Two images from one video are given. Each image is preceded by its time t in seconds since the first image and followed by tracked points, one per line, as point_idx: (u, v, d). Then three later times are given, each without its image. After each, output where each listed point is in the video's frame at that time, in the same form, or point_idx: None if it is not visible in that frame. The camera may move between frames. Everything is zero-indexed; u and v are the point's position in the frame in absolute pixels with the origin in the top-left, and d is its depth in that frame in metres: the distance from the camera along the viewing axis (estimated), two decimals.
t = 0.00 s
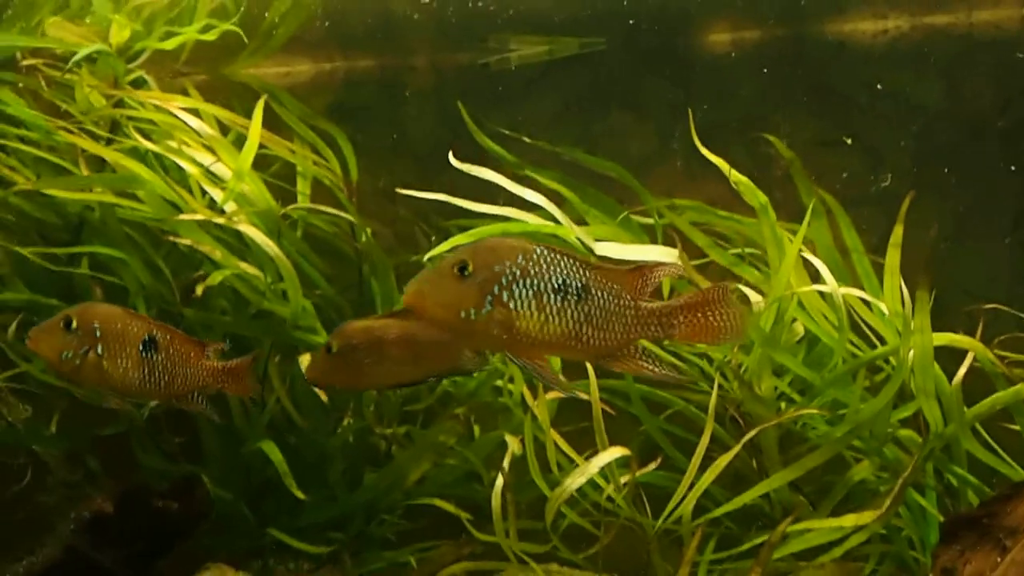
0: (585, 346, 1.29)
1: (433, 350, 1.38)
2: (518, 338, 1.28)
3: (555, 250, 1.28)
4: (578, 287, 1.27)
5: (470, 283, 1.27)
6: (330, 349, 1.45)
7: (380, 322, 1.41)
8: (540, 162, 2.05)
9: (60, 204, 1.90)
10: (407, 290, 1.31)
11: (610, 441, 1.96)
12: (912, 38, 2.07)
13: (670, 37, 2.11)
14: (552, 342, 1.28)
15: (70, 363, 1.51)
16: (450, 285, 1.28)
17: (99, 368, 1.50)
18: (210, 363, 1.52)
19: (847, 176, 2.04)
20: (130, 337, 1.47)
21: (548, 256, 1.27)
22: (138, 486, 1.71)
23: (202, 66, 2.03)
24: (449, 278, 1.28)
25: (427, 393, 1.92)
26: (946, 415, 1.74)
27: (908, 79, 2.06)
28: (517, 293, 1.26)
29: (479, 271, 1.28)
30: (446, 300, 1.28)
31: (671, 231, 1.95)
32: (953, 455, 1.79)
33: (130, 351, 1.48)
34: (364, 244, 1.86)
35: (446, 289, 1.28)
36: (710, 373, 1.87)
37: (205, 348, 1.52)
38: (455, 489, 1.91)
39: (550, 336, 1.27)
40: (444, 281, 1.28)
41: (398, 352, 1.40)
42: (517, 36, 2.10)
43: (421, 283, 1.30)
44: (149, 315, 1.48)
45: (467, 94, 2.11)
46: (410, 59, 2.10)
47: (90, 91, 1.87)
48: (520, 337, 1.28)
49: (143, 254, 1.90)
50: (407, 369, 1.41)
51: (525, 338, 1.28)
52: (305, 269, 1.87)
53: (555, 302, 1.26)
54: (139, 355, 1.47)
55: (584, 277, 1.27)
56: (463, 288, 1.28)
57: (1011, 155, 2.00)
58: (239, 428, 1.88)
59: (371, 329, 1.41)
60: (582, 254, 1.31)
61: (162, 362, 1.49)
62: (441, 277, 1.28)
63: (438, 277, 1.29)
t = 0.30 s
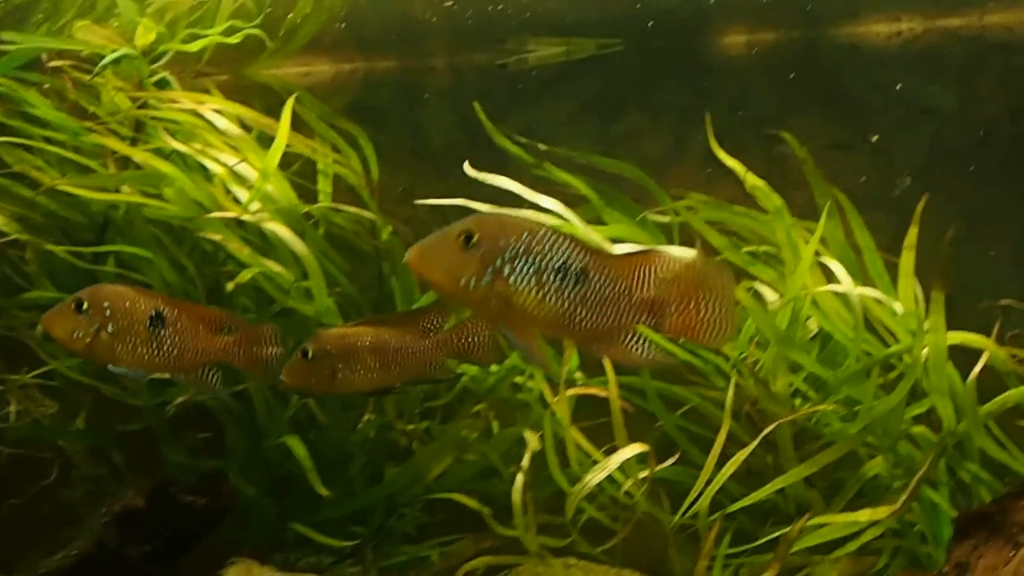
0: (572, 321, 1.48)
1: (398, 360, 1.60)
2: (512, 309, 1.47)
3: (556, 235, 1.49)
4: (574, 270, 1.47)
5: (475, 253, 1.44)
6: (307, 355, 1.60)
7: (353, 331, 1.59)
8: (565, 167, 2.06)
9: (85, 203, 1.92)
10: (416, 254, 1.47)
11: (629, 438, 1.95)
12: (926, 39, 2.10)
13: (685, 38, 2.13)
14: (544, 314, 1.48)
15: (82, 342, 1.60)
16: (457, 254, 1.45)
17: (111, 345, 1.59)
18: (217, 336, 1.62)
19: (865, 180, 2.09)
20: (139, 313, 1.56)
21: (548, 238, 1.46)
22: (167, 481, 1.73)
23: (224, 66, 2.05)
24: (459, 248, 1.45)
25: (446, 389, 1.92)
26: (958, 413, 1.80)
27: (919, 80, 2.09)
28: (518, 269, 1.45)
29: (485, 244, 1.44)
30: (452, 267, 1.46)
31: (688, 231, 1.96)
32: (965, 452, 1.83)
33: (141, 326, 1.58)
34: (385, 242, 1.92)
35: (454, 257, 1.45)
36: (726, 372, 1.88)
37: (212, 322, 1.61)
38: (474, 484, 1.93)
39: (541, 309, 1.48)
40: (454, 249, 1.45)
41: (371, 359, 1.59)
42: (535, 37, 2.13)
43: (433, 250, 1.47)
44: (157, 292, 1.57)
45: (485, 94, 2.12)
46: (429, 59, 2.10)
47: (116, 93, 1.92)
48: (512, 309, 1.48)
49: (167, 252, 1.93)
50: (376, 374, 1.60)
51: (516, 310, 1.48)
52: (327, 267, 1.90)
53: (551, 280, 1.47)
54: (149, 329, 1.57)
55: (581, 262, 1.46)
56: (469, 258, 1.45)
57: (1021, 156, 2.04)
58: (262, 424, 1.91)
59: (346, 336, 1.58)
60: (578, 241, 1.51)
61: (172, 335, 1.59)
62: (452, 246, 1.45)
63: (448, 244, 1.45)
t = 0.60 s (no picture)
0: (585, 297, 1.35)
1: (377, 368, 1.56)
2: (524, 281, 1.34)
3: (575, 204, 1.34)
4: (590, 243, 1.33)
5: (495, 221, 1.32)
6: (284, 361, 1.57)
7: (331, 338, 1.55)
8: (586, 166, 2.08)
9: (106, 202, 1.94)
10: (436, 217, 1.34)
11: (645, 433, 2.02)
12: (938, 38, 2.12)
13: (700, 40, 2.16)
14: (557, 289, 1.34)
15: (77, 341, 1.57)
16: (478, 218, 1.33)
17: (103, 341, 1.55)
18: (204, 316, 1.55)
19: (881, 183, 2.08)
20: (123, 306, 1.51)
21: (569, 208, 1.32)
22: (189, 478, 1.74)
23: (243, 64, 2.05)
24: (478, 213, 1.33)
25: (463, 386, 1.95)
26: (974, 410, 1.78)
27: (935, 79, 2.11)
28: (536, 238, 1.32)
29: (504, 212, 1.32)
30: (469, 232, 1.33)
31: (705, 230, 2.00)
32: (980, 449, 1.83)
33: (128, 318, 1.53)
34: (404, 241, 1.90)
35: (470, 223, 1.33)
36: (742, 367, 1.92)
37: (198, 302, 1.54)
38: (492, 480, 1.95)
39: (554, 283, 1.34)
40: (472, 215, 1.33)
41: (348, 368, 1.55)
42: (552, 35, 2.15)
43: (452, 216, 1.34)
44: (138, 281, 1.52)
45: (502, 93, 2.16)
46: (446, 59, 2.15)
47: (138, 92, 1.94)
48: (524, 282, 1.34)
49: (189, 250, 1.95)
50: (352, 383, 1.56)
51: (529, 284, 1.34)
52: (348, 266, 1.92)
53: (567, 254, 1.33)
54: (134, 320, 1.52)
55: (598, 235, 1.32)
56: (487, 224, 1.33)
57: None
58: (282, 421, 1.92)
59: (324, 343, 1.54)
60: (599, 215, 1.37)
61: (159, 322, 1.53)
62: (470, 211, 1.33)
63: (466, 210, 1.33)
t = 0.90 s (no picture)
0: (598, 262, 1.39)
1: (351, 373, 1.62)
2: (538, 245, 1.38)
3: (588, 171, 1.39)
4: (603, 210, 1.37)
5: (512, 185, 1.35)
6: (265, 368, 1.63)
7: (308, 345, 1.61)
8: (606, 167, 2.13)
9: (124, 201, 1.95)
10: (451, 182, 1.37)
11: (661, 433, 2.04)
12: (951, 37, 2.11)
13: (716, 40, 2.16)
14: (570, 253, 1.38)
15: (56, 359, 1.56)
16: (494, 183, 1.37)
17: (83, 353, 1.54)
18: (174, 306, 1.58)
19: (899, 181, 2.13)
20: (95, 313, 1.51)
21: (583, 175, 1.36)
22: (208, 475, 1.71)
23: (259, 63, 2.06)
24: (494, 177, 1.36)
25: (479, 384, 1.97)
26: (989, 409, 1.78)
27: (949, 79, 2.12)
28: (551, 203, 1.36)
29: (521, 177, 1.36)
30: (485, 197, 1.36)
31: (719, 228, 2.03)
32: (996, 448, 1.83)
33: (101, 326, 1.53)
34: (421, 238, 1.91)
35: (487, 186, 1.36)
36: (757, 366, 1.92)
37: (165, 293, 1.57)
38: (508, 478, 1.96)
39: (568, 248, 1.38)
40: (488, 179, 1.36)
41: (325, 374, 1.61)
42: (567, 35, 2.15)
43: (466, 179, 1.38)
44: (104, 285, 1.52)
45: (518, 91, 2.21)
46: (462, 58, 2.18)
47: (155, 92, 1.94)
48: (537, 246, 1.38)
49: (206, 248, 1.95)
50: (328, 388, 1.62)
51: (541, 248, 1.38)
52: (365, 264, 1.94)
53: (581, 220, 1.37)
54: (108, 325, 1.52)
55: (610, 202, 1.36)
56: (503, 189, 1.36)
57: None
58: (299, 418, 1.93)
59: (301, 350, 1.60)
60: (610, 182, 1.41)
61: (131, 322, 1.54)
62: (487, 175, 1.36)
63: (482, 174, 1.37)
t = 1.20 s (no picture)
0: (620, 236, 1.70)
1: (328, 379, 1.64)
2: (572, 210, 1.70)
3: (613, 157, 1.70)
4: (626, 191, 1.66)
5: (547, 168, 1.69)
6: (243, 370, 1.62)
7: (286, 349, 1.62)
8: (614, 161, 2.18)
9: (137, 199, 1.97)
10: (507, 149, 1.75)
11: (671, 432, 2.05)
12: (963, 35, 2.10)
13: (726, 39, 2.16)
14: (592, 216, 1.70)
15: (38, 381, 1.56)
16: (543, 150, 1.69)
17: (67, 371, 1.56)
18: (147, 310, 1.62)
19: (911, 178, 2.14)
20: (72, 329, 1.54)
21: (609, 161, 1.67)
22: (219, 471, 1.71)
23: (271, 63, 2.06)
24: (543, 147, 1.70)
25: (490, 382, 1.97)
26: (1000, 408, 1.78)
27: (959, 77, 2.12)
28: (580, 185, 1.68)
29: (556, 160, 1.67)
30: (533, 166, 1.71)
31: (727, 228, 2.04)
32: (1007, 446, 1.82)
33: (79, 341, 1.56)
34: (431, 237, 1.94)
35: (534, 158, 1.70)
36: (767, 365, 1.93)
37: (137, 298, 1.61)
38: (518, 476, 1.97)
39: (593, 224, 1.70)
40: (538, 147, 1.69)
41: (301, 379, 1.62)
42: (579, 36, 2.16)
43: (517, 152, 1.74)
44: (77, 300, 1.55)
45: (528, 90, 2.22)
46: (473, 58, 2.19)
47: (166, 91, 1.95)
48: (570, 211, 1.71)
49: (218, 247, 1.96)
50: (305, 392, 1.63)
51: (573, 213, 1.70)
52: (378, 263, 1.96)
53: (606, 199, 1.68)
54: (87, 339, 1.54)
55: (632, 185, 1.66)
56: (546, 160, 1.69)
57: None
58: (311, 416, 1.94)
59: (280, 353, 1.61)
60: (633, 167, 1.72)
61: (108, 334, 1.57)
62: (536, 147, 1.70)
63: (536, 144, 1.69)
